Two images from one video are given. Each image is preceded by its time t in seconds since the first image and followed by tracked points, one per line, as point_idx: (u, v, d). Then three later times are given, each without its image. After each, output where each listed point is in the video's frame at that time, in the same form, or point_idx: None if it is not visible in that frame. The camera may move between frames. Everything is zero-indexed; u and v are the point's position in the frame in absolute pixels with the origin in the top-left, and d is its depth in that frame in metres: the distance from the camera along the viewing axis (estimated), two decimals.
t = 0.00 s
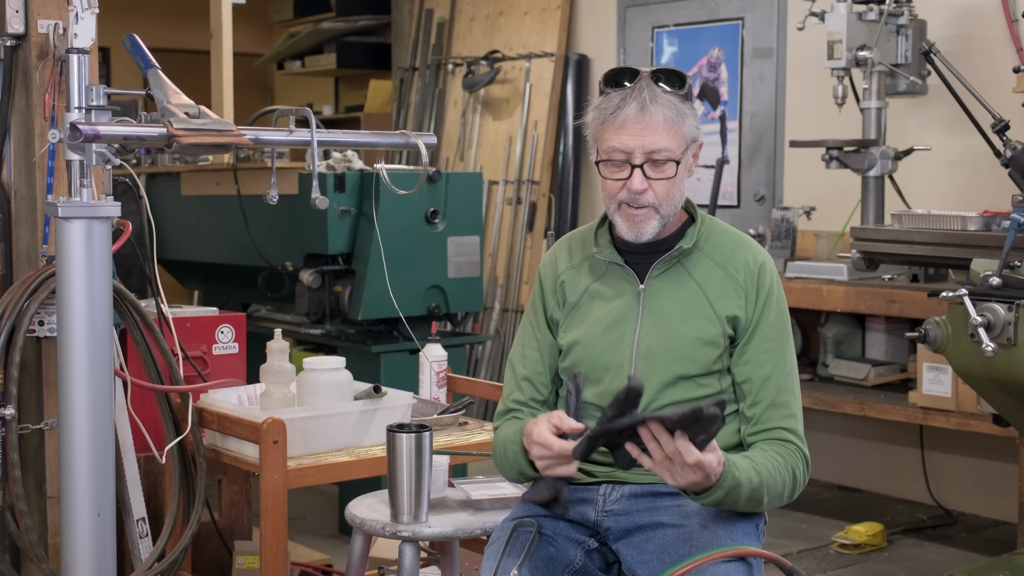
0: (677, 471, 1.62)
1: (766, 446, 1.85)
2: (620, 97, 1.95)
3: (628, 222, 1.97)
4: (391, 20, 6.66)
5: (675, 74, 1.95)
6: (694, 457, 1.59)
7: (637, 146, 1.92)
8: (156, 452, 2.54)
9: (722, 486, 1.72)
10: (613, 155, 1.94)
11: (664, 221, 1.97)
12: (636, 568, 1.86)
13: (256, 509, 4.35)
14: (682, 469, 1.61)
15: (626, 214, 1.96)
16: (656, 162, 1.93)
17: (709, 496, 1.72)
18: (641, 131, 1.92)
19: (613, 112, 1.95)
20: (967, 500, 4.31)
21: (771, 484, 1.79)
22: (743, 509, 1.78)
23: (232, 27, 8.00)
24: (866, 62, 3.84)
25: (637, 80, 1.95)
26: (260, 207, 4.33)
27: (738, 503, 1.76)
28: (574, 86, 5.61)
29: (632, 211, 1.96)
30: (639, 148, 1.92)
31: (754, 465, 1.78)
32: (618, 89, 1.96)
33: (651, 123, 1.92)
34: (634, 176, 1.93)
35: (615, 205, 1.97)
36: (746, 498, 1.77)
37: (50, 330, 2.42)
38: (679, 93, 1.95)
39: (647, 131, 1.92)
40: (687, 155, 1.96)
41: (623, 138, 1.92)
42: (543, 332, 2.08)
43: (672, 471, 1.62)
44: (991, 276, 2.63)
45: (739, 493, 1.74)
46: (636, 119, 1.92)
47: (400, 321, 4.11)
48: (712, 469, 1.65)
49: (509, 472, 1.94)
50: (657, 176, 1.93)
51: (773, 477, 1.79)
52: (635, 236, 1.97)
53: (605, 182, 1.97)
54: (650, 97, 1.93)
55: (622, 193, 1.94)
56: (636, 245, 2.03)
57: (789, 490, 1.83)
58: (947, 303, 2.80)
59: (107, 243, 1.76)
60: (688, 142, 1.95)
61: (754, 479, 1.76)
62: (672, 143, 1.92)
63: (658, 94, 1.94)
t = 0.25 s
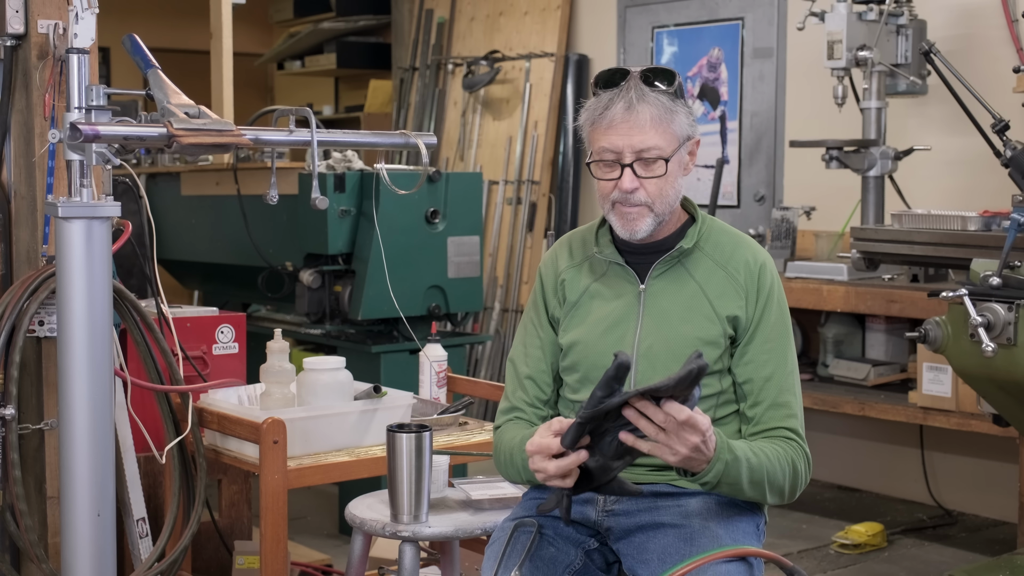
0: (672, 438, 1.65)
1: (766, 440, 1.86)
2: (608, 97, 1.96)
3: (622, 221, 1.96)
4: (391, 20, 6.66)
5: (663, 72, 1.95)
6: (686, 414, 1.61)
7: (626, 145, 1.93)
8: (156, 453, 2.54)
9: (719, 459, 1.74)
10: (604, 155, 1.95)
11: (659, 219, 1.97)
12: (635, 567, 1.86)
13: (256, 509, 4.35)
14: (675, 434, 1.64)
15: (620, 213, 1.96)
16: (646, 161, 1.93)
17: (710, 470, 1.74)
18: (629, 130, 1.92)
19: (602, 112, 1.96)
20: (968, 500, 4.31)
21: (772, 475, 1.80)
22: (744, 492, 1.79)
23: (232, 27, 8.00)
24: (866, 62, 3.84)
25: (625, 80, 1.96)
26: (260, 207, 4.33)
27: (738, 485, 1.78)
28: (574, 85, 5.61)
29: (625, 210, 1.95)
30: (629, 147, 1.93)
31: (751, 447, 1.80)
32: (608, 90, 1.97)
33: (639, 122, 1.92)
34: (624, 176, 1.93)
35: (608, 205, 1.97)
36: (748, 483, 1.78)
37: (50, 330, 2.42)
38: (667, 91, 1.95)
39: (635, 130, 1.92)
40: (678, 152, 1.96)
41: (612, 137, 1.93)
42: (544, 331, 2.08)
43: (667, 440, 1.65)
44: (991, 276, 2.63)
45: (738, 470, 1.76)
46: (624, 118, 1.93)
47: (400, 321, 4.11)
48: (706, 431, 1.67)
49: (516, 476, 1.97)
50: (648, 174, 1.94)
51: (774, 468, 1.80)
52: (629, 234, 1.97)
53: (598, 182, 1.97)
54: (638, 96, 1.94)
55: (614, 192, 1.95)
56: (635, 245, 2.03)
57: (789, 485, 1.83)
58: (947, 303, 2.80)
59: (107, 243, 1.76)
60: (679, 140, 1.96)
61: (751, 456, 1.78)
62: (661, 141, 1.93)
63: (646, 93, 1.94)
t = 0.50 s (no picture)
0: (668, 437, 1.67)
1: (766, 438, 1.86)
2: (604, 96, 1.97)
3: (619, 219, 1.96)
4: (391, 20, 6.66)
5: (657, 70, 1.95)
6: (676, 412, 1.62)
7: (621, 143, 1.93)
8: (156, 452, 2.54)
9: (722, 457, 1.74)
10: (599, 153, 1.95)
11: (655, 218, 1.97)
12: (636, 567, 1.85)
13: (256, 509, 4.35)
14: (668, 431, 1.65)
15: (617, 212, 1.96)
16: (641, 158, 1.94)
17: (712, 469, 1.74)
18: (623, 128, 1.93)
19: (598, 111, 1.97)
20: (968, 500, 4.31)
21: (774, 472, 1.80)
22: (747, 491, 1.79)
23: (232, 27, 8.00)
24: (866, 62, 3.84)
25: (621, 78, 1.96)
26: (260, 207, 4.33)
27: (741, 483, 1.77)
28: (574, 85, 5.61)
29: (622, 208, 1.96)
30: (624, 145, 1.93)
31: (752, 445, 1.80)
32: (604, 89, 1.98)
33: (634, 119, 1.93)
34: (620, 173, 1.94)
35: (606, 203, 1.97)
36: (751, 481, 1.78)
37: (50, 330, 2.42)
38: (663, 89, 1.95)
39: (630, 128, 1.93)
40: (674, 150, 1.96)
41: (607, 135, 1.94)
42: (545, 330, 2.08)
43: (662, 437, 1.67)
44: (991, 276, 2.63)
45: (740, 469, 1.76)
46: (619, 115, 1.94)
47: (400, 321, 4.11)
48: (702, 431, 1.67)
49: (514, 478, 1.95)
50: (644, 172, 1.94)
51: (776, 465, 1.80)
52: (626, 232, 1.96)
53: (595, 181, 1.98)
54: (632, 93, 1.94)
55: (610, 190, 1.95)
56: (635, 243, 2.03)
57: (791, 482, 1.83)
58: (947, 303, 2.80)
59: (107, 243, 1.76)
60: (675, 137, 1.96)
61: (753, 454, 1.79)
62: (656, 138, 1.93)
63: (640, 90, 1.95)
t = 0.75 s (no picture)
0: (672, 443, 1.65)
1: (764, 439, 1.86)
2: (598, 96, 1.98)
3: (616, 218, 1.96)
4: (391, 20, 6.66)
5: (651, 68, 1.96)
6: (681, 419, 1.62)
7: (616, 142, 1.94)
8: (156, 452, 2.54)
9: (718, 462, 1.75)
10: (595, 152, 1.96)
11: (652, 216, 1.96)
12: (636, 568, 1.86)
13: (256, 509, 4.35)
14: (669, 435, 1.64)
15: (614, 211, 1.96)
16: (636, 157, 1.94)
17: (708, 474, 1.74)
18: (618, 127, 1.94)
19: (592, 111, 1.97)
20: (968, 501, 4.31)
21: (771, 474, 1.80)
22: (744, 493, 1.79)
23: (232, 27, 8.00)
24: (866, 62, 3.84)
25: (615, 78, 1.97)
26: (260, 207, 4.33)
27: (738, 486, 1.78)
28: (574, 85, 5.61)
29: (619, 207, 1.95)
30: (618, 144, 1.94)
31: (749, 448, 1.80)
32: (599, 89, 1.99)
33: (627, 119, 1.93)
34: (615, 173, 1.94)
35: (603, 203, 1.98)
36: (748, 484, 1.78)
37: (50, 330, 2.42)
38: (657, 87, 1.96)
39: (624, 127, 1.93)
40: (670, 148, 1.96)
41: (602, 135, 1.94)
42: (546, 329, 2.08)
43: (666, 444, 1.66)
44: (991, 276, 2.63)
45: (736, 473, 1.76)
46: (612, 115, 1.94)
47: (400, 321, 4.11)
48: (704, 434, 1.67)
49: (516, 470, 1.95)
50: (639, 171, 1.94)
51: (773, 466, 1.80)
52: (623, 232, 1.96)
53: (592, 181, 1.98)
54: (626, 93, 1.95)
55: (607, 190, 1.95)
56: (636, 243, 2.04)
57: (788, 484, 1.83)
58: (947, 303, 2.80)
59: (107, 243, 1.76)
60: (670, 135, 1.96)
61: (749, 458, 1.78)
62: (650, 136, 1.93)
63: (634, 89, 1.95)
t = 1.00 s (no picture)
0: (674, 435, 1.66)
1: (765, 437, 1.86)
2: (597, 95, 1.98)
3: (615, 218, 1.96)
4: (391, 20, 6.66)
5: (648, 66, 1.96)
6: (683, 404, 1.61)
7: (614, 141, 1.94)
8: (156, 452, 2.54)
9: (719, 453, 1.75)
10: (593, 151, 1.96)
11: (651, 215, 1.96)
12: (636, 568, 1.86)
13: (256, 509, 4.35)
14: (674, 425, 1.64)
15: (612, 210, 1.96)
16: (634, 155, 1.94)
17: (710, 465, 1.74)
18: (616, 126, 1.94)
19: (590, 111, 1.98)
20: (968, 500, 4.31)
21: (772, 471, 1.80)
22: (745, 488, 1.79)
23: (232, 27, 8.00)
24: (866, 62, 3.84)
25: (613, 77, 1.97)
26: (260, 207, 4.33)
27: (739, 480, 1.78)
28: (574, 85, 5.60)
29: (617, 206, 1.95)
30: (616, 142, 1.94)
31: (749, 443, 1.80)
32: (596, 89, 1.99)
33: (625, 117, 1.93)
34: (613, 171, 1.94)
35: (602, 202, 1.98)
36: (749, 479, 1.79)
37: (50, 330, 2.42)
38: (654, 86, 1.96)
39: (622, 125, 1.93)
40: (668, 146, 1.96)
41: (600, 134, 1.94)
42: (546, 329, 2.08)
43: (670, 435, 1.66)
44: (991, 276, 2.63)
45: (738, 465, 1.77)
46: (610, 113, 1.94)
47: (400, 321, 4.11)
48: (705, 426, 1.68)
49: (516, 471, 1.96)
50: (637, 169, 1.94)
51: (774, 464, 1.81)
52: (622, 231, 1.96)
53: (591, 180, 1.98)
54: (623, 91, 1.95)
55: (606, 189, 1.96)
56: (637, 244, 2.04)
57: (789, 482, 1.84)
58: (947, 303, 2.80)
59: (108, 243, 1.76)
60: (668, 134, 1.96)
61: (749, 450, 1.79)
62: (648, 135, 1.93)
63: (631, 88, 1.95)
